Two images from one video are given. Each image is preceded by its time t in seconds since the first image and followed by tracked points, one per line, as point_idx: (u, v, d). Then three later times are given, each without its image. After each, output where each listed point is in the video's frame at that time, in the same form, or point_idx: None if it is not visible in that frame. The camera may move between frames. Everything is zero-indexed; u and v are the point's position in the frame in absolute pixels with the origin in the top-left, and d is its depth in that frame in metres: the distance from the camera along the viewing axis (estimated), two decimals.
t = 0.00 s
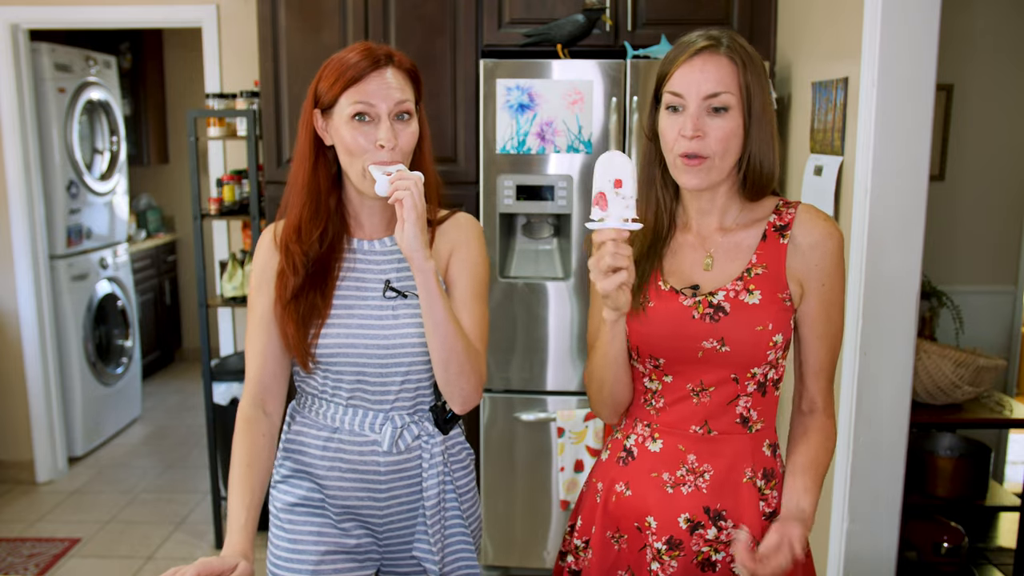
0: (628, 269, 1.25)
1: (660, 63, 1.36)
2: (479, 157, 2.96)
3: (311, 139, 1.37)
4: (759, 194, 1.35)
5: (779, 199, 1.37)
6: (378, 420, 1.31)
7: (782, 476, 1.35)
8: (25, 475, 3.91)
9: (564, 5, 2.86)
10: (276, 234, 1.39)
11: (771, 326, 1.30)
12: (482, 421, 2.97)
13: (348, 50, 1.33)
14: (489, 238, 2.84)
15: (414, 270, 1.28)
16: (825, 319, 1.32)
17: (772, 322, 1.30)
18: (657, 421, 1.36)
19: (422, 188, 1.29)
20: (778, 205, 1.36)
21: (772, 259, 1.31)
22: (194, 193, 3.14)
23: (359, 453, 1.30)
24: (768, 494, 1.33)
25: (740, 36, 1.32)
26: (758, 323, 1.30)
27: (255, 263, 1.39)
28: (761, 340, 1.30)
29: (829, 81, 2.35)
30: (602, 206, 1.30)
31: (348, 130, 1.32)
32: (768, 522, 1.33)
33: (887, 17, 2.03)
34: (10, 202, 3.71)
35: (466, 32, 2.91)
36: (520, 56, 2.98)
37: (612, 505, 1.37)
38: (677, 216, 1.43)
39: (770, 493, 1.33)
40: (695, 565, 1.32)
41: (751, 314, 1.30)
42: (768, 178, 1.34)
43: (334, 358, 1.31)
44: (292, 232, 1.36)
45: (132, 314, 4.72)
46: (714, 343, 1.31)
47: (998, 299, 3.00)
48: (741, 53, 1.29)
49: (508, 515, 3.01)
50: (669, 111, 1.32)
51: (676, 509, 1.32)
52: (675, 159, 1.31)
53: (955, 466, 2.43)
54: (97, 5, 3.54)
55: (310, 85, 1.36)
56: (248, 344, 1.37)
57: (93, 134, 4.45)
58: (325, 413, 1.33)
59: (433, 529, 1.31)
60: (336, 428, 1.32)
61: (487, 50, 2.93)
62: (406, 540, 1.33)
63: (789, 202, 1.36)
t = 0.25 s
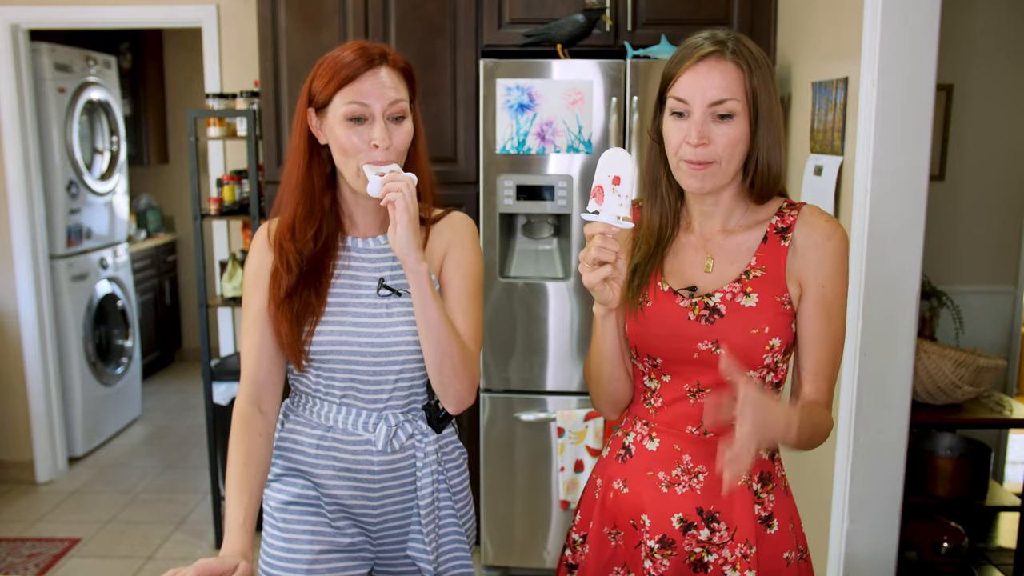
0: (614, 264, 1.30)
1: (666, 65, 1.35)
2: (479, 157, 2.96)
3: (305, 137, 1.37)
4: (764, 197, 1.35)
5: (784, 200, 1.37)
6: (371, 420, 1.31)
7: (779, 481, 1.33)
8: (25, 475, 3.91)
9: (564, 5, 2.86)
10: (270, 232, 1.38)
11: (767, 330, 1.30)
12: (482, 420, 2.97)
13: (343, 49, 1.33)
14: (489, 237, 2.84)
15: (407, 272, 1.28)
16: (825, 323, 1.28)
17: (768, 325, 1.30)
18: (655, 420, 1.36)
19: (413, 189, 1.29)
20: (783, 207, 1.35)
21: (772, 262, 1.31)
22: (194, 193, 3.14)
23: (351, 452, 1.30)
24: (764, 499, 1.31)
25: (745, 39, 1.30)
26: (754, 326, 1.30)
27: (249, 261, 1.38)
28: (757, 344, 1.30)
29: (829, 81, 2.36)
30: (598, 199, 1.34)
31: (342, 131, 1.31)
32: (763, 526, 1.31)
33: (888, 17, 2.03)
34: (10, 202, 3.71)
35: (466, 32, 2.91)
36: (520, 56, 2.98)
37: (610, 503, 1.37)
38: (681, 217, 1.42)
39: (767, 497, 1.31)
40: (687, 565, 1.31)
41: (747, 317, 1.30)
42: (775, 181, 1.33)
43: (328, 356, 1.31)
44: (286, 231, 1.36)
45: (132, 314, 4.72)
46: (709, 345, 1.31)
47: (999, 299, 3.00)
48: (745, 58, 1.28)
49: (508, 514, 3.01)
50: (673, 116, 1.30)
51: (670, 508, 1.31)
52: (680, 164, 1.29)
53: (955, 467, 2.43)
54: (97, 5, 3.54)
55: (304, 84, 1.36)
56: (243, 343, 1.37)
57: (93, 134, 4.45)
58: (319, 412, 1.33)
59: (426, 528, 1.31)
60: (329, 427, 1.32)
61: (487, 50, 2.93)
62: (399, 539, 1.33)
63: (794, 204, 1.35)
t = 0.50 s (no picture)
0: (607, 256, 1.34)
1: (666, 64, 1.34)
2: (479, 157, 2.96)
3: (304, 138, 1.37)
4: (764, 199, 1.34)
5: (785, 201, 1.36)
6: (373, 418, 1.31)
7: (776, 482, 1.32)
8: (25, 475, 3.91)
9: (564, 5, 2.86)
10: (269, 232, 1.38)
11: (763, 332, 1.28)
12: (482, 420, 2.97)
13: (341, 49, 1.33)
14: (489, 238, 2.84)
15: (409, 278, 1.28)
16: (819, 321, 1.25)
17: (763, 327, 1.28)
18: (653, 420, 1.35)
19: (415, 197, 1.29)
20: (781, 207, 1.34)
21: (769, 263, 1.30)
22: (194, 193, 3.14)
23: (353, 450, 1.30)
24: (759, 500, 1.30)
25: (747, 39, 1.30)
26: (749, 328, 1.28)
27: (248, 261, 1.38)
28: (752, 345, 1.28)
29: (829, 81, 2.35)
30: (593, 193, 1.37)
31: (340, 133, 1.31)
32: (758, 528, 1.30)
33: (888, 17, 2.03)
34: (10, 202, 3.71)
35: (466, 32, 2.91)
36: (520, 56, 2.98)
37: (609, 500, 1.38)
38: (681, 217, 1.41)
39: (762, 499, 1.30)
40: (682, 564, 1.31)
41: (743, 319, 1.29)
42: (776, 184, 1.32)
43: (330, 354, 1.31)
44: (286, 231, 1.36)
45: (132, 314, 4.72)
46: (704, 347, 1.30)
47: (999, 299, 3.00)
48: (746, 59, 1.27)
49: (507, 514, 3.01)
50: (674, 114, 1.29)
51: (665, 507, 1.31)
52: (679, 164, 1.29)
53: (955, 467, 2.43)
54: (97, 5, 3.54)
55: (302, 85, 1.36)
56: (243, 344, 1.37)
57: (93, 134, 4.45)
58: (320, 410, 1.33)
59: (428, 525, 1.31)
60: (331, 426, 1.32)
61: (487, 50, 2.93)
62: (401, 536, 1.33)
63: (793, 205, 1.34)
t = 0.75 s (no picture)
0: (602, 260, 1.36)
1: (659, 66, 1.34)
2: (479, 157, 2.96)
3: (309, 138, 1.37)
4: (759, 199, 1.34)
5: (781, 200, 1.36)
6: (377, 416, 1.31)
7: (777, 482, 1.32)
8: (25, 475, 3.91)
9: (564, 5, 2.86)
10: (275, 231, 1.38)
11: (762, 331, 1.28)
12: (482, 420, 2.97)
13: (345, 49, 1.33)
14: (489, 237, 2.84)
15: (414, 283, 1.27)
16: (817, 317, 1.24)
17: (762, 326, 1.28)
18: (653, 420, 1.35)
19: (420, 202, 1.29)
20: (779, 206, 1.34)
21: (766, 262, 1.30)
22: (194, 193, 3.14)
23: (357, 448, 1.30)
24: (759, 501, 1.30)
25: (739, 38, 1.30)
26: (747, 328, 1.28)
27: (254, 260, 1.38)
28: (750, 345, 1.28)
29: (829, 81, 2.35)
30: (587, 197, 1.36)
31: (345, 134, 1.32)
32: (759, 528, 1.30)
33: (888, 17, 2.03)
34: (10, 202, 3.71)
35: (466, 32, 2.91)
36: (520, 56, 2.98)
37: (609, 501, 1.38)
38: (680, 218, 1.42)
39: (762, 500, 1.30)
40: (682, 565, 1.31)
41: (741, 318, 1.28)
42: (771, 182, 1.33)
43: (335, 353, 1.31)
44: (291, 229, 1.36)
45: (132, 314, 4.72)
46: (703, 347, 1.30)
47: (999, 299, 3.00)
48: (738, 57, 1.28)
49: (507, 514, 3.01)
50: (668, 115, 1.29)
51: (665, 508, 1.31)
52: (676, 163, 1.29)
53: (955, 467, 2.43)
54: (97, 5, 3.54)
55: (306, 86, 1.36)
56: (249, 343, 1.37)
57: (93, 134, 4.45)
58: (325, 408, 1.33)
59: (431, 525, 1.31)
60: (336, 424, 1.32)
61: (487, 50, 2.93)
62: (403, 535, 1.33)
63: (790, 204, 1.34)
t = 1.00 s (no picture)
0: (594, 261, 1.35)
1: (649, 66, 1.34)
2: (479, 157, 2.96)
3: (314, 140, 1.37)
4: (755, 196, 1.33)
5: (780, 201, 1.35)
6: (380, 416, 1.31)
7: (779, 486, 1.33)
8: (25, 475, 3.91)
9: (564, 5, 2.86)
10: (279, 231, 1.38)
11: (761, 335, 1.28)
12: (482, 420, 2.96)
13: (348, 50, 1.33)
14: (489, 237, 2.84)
15: (418, 290, 1.27)
16: (814, 325, 1.25)
17: (762, 330, 1.28)
18: (652, 423, 1.36)
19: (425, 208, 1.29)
20: (779, 209, 1.33)
21: (766, 266, 1.29)
22: (194, 193, 3.14)
23: (360, 447, 1.30)
24: (761, 504, 1.30)
25: (727, 34, 1.29)
26: (747, 331, 1.28)
27: (258, 260, 1.38)
28: (751, 349, 1.28)
29: (829, 81, 2.35)
30: (580, 197, 1.37)
31: (348, 135, 1.32)
32: (761, 531, 1.31)
33: (887, 17, 2.03)
34: (10, 202, 3.71)
35: (466, 32, 2.91)
36: (520, 56, 2.98)
37: (609, 505, 1.37)
38: (675, 219, 1.42)
39: (765, 503, 1.30)
40: (683, 567, 1.32)
41: (741, 323, 1.28)
42: (765, 180, 1.32)
43: (339, 353, 1.31)
44: (295, 229, 1.35)
45: (132, 314, 4.72)
46: (703, 351, 1.30)
47: (999, 299, 3.00)
48: (725, 53, 1.27)
49: (507, 514, 3.01)
50: (659, 116, 1.29)
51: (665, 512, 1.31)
52: (668, 163, 1.29)
53: (955, 466, 2.43)
54: (97, 5, 3.54)
55: (309, 87, 1.36)
56: (252, 344, 1.37)
57: (93, 134, 4.45)
58: (329, 408, 1.33)
59: (432, 524, 1.31)
60: (339, 424, 1.32)
61: (487, 50, 2.93)
62: (405, 534, 1.33)
63: (790, 206, 1.33)
